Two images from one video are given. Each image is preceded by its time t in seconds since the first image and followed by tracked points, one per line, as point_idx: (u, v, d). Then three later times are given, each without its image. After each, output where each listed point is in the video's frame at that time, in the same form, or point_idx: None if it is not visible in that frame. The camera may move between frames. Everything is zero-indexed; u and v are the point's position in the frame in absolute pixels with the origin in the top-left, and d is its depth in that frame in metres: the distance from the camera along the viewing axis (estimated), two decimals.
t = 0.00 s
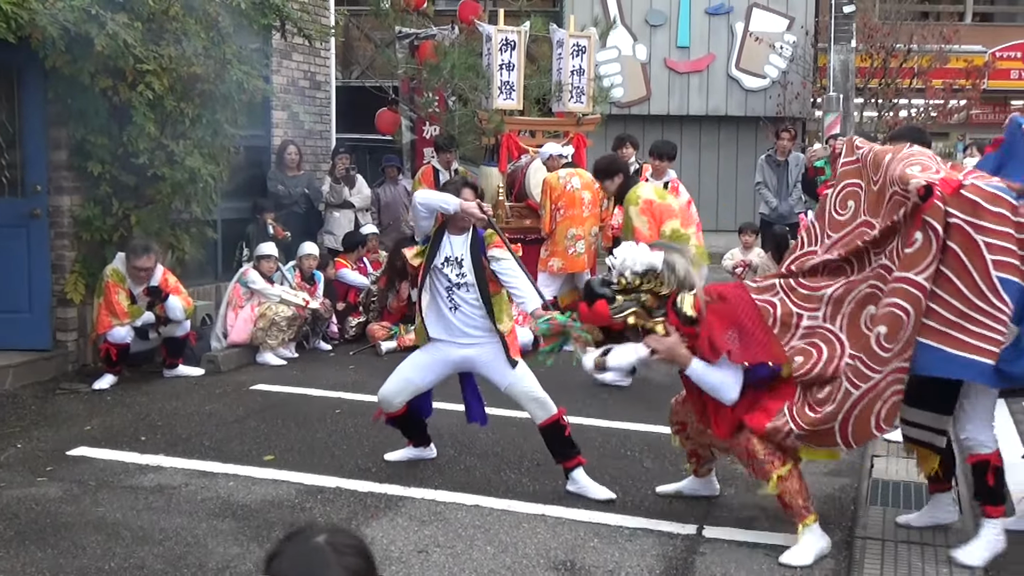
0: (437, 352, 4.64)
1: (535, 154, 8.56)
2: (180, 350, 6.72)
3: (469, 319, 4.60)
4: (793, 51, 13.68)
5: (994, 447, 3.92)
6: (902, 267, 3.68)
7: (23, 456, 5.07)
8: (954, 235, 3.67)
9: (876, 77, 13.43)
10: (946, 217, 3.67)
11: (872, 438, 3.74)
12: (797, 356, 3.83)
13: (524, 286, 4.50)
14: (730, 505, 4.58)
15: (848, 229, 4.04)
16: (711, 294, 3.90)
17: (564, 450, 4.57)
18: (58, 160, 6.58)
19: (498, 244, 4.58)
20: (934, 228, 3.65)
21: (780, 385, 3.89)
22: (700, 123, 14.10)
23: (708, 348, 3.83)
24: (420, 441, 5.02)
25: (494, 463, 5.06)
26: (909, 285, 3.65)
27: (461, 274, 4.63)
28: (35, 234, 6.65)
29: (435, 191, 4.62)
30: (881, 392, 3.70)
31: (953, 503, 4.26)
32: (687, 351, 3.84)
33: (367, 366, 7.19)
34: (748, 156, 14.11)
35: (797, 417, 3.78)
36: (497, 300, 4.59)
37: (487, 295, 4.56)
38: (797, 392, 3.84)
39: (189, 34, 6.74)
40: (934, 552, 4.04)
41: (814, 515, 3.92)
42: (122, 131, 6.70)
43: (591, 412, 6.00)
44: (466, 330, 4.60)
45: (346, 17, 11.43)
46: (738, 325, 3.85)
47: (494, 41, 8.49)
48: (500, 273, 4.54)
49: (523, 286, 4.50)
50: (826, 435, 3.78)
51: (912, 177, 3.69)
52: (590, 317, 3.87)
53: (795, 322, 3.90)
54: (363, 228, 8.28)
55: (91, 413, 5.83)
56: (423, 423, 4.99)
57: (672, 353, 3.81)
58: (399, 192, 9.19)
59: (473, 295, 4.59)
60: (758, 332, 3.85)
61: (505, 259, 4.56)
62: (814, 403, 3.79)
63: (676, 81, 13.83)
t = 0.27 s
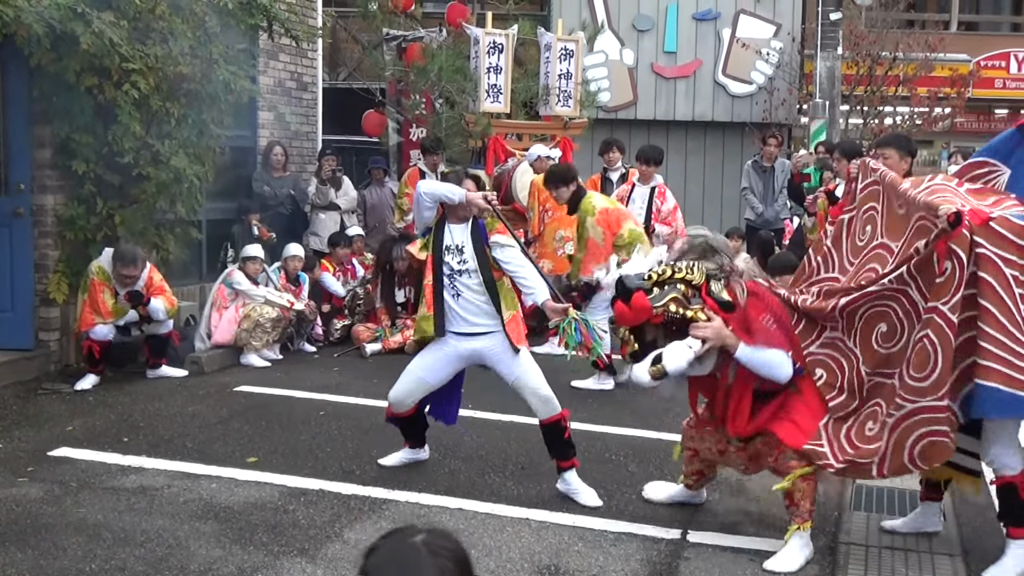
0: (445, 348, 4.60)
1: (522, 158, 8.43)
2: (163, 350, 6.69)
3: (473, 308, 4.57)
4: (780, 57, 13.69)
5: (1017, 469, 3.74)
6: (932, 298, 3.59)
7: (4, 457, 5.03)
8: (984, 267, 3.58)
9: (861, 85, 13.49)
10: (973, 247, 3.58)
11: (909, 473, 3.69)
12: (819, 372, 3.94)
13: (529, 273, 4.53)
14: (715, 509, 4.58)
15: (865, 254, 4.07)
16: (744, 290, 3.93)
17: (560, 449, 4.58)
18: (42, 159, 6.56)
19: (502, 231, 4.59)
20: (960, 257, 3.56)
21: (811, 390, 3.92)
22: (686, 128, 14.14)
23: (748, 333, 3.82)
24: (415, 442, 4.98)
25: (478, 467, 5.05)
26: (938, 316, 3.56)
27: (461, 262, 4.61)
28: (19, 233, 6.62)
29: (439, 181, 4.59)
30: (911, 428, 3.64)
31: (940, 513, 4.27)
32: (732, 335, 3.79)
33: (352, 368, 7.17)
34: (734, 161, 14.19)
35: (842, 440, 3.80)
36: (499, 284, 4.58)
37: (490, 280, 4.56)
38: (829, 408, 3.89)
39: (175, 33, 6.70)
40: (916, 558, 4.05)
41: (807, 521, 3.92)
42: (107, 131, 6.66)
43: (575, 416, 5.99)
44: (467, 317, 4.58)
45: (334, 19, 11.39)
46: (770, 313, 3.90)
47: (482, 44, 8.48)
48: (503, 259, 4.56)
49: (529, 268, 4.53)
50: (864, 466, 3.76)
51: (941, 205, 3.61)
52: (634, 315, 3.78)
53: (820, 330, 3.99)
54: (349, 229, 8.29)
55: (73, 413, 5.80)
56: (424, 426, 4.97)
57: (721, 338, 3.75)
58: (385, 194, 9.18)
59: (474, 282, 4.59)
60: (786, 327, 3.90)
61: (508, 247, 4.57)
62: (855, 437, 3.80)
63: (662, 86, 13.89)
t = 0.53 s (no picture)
0: (456, 354, 4.58)
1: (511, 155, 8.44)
2: (149, 344, 6.67)
3: (484, 328, 4.54)
4: (769, 56, 13.85)
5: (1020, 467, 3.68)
6: (971, 280, 3.65)
7: None
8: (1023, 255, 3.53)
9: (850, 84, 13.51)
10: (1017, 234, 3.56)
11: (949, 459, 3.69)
12: (858, 376, 3.83)
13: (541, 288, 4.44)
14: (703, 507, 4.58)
15: (873, 230, 4.05)
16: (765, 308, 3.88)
17: (575, 458, 4.47)
18: (29, 155, 6.55)
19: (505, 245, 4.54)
20: (1005, 242, 3.58)
21: (843, 404, 3.86)
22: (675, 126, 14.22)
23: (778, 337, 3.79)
24: (408, 444, 4.94)
25: (467, 464, 5.04)
26: (976, 298, 3.62)
27: (469, 281, 4.60)
28: (4, 229, 6.59)
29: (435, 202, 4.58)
30: (960, 416, 3.62)
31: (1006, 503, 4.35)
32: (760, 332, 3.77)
33: (339, 365, 7.15)
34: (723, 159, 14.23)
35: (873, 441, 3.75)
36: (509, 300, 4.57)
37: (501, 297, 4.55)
38: (859, 415, 3.82)
39: (163, 28, 6.65)
40: (904, 555, 4.06)
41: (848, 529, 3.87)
42: (94, 126, 6.63)
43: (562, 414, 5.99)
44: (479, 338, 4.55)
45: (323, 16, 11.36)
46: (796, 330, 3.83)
47: (471, 41, 8.48)
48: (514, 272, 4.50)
49: (539, 282, 4.45)
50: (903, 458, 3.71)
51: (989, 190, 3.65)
52: (675, 325, 3.67)
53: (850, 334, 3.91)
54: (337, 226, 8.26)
55: (59, 410, 5.77)
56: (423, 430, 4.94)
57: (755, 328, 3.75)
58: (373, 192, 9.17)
59: (484, 299, 4.56)
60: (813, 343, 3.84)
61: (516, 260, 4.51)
62: (890, 428, 3.76)
63: (651, 84, 13.97)
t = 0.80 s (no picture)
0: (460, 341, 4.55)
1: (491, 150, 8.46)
2: (128, 342, 6.65)
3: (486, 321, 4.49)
4: (748, 49, 13.87)
5: None
6: (978, 257, 3.63)
7: None
8: None
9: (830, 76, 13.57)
10: None
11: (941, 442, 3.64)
12: (854, 380, 3.72)
13: (527, 287, 4.30)
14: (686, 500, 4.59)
15: (874, 212, 4.11)
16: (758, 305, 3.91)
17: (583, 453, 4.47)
18: (5, 154, 6.51)
19: (486, 248, 4.33)
20: (1012, 221, 3.61)
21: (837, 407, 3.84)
22: (655, 119, 14.36)
23: (751, 364, 3.85)
24: (432, 444, 4.84)
25: (449, 459, 5.04)
26: (986, 279, 3.60)
27: (464, 283, 4.47)
28: None
29: (387, 235, 4.58)
30: (954, 388, 3.62)
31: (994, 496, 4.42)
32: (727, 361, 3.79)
33: (320, 363, 7.13)
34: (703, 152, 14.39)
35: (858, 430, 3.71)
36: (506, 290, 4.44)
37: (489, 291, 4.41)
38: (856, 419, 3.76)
39: (140, 25, 6.61)
40: (886, 546, 4.07)
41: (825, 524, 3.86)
42: (71, 124, 6.58)
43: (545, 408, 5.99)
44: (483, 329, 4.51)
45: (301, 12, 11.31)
46: (780, 340, 3.82)
47: (450, 36, 8.45)
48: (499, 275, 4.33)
49: (522, 288, 4.29)
50: (889, 439, 3.68)
51: (995, 172, 3.73)
52: (623, 357, 3.81)
53: (844, 338, 3.80)
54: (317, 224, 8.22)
55: (38, 410, 5.73)
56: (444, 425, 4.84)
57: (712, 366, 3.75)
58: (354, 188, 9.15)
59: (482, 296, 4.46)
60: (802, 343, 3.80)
61: (503, 260, 4.33)
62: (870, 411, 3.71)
63: (632, 79, 14.06)
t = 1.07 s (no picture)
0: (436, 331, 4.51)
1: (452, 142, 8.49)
2: (84, 339, 6.58)
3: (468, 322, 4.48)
4: (708, 38, 14.00)
5: None
6: (934, 245, 3.60)
7: None
8: (999, 230, 3.56)
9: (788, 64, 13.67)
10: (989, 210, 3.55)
11: (880, 419, 3.64)
12: (814, 360, 3.68)
13: (491, 312, 4.22)
14: (651, 487, 4.61)
15: (870, 220, 4.26)
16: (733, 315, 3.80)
17: (563, 448, 4.43)
18: None
19: (458, 265, 4.22)
20: (973, 216, 3.56)
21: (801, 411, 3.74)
22: (617, 110, 14.42)
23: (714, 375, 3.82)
24: (402, 438, 4.81)
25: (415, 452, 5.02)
26: (934, 263, 3.58)
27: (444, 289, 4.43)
28: None
29: (363, 257, 4.63)
30: (891, 370, 3.61)
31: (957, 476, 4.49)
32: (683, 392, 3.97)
33: (284, 358, 7.09)
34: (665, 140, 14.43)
35: (795, 402, 3.69)
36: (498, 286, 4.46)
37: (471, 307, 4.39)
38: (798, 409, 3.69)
39: (94, 21, 6.51)
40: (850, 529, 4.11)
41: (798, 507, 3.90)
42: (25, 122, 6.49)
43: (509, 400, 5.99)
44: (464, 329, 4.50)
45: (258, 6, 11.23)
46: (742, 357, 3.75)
47: (409, 28, 8.43)
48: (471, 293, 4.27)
49: (486, 315, 4.22)
50: (833, 417, 3.67)
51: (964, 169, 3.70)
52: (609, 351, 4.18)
53: (814, 335, 3.75)
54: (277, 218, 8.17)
55: None
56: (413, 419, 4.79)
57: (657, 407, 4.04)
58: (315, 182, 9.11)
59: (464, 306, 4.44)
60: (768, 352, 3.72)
61: (475, 277, 4.25)
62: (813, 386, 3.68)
63: (592, 68, 14.08)
